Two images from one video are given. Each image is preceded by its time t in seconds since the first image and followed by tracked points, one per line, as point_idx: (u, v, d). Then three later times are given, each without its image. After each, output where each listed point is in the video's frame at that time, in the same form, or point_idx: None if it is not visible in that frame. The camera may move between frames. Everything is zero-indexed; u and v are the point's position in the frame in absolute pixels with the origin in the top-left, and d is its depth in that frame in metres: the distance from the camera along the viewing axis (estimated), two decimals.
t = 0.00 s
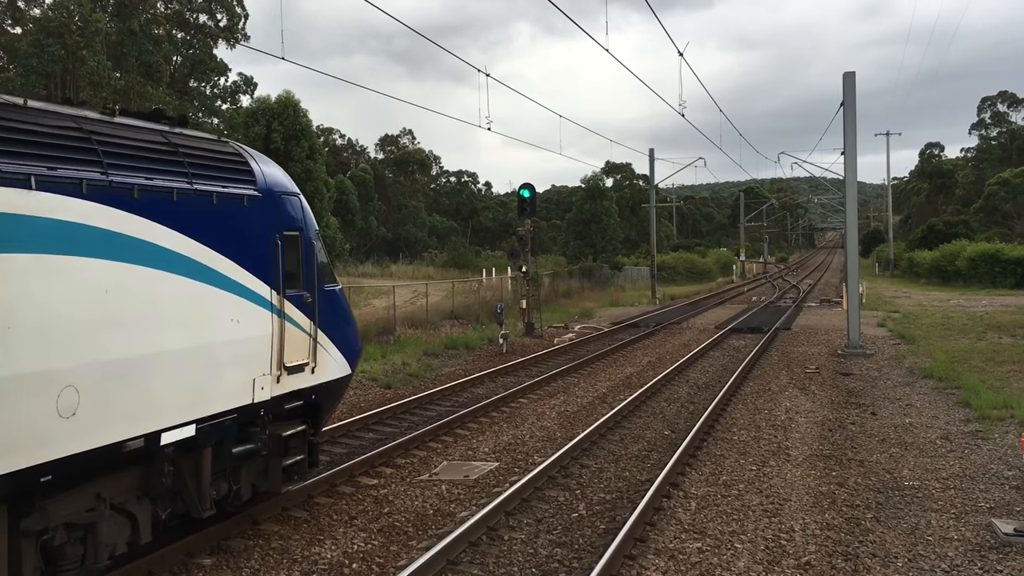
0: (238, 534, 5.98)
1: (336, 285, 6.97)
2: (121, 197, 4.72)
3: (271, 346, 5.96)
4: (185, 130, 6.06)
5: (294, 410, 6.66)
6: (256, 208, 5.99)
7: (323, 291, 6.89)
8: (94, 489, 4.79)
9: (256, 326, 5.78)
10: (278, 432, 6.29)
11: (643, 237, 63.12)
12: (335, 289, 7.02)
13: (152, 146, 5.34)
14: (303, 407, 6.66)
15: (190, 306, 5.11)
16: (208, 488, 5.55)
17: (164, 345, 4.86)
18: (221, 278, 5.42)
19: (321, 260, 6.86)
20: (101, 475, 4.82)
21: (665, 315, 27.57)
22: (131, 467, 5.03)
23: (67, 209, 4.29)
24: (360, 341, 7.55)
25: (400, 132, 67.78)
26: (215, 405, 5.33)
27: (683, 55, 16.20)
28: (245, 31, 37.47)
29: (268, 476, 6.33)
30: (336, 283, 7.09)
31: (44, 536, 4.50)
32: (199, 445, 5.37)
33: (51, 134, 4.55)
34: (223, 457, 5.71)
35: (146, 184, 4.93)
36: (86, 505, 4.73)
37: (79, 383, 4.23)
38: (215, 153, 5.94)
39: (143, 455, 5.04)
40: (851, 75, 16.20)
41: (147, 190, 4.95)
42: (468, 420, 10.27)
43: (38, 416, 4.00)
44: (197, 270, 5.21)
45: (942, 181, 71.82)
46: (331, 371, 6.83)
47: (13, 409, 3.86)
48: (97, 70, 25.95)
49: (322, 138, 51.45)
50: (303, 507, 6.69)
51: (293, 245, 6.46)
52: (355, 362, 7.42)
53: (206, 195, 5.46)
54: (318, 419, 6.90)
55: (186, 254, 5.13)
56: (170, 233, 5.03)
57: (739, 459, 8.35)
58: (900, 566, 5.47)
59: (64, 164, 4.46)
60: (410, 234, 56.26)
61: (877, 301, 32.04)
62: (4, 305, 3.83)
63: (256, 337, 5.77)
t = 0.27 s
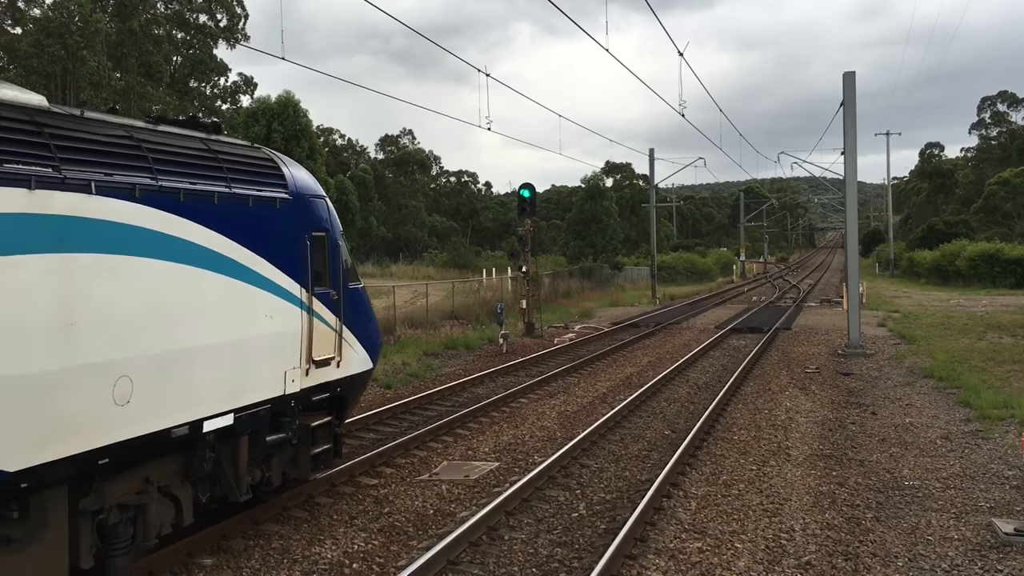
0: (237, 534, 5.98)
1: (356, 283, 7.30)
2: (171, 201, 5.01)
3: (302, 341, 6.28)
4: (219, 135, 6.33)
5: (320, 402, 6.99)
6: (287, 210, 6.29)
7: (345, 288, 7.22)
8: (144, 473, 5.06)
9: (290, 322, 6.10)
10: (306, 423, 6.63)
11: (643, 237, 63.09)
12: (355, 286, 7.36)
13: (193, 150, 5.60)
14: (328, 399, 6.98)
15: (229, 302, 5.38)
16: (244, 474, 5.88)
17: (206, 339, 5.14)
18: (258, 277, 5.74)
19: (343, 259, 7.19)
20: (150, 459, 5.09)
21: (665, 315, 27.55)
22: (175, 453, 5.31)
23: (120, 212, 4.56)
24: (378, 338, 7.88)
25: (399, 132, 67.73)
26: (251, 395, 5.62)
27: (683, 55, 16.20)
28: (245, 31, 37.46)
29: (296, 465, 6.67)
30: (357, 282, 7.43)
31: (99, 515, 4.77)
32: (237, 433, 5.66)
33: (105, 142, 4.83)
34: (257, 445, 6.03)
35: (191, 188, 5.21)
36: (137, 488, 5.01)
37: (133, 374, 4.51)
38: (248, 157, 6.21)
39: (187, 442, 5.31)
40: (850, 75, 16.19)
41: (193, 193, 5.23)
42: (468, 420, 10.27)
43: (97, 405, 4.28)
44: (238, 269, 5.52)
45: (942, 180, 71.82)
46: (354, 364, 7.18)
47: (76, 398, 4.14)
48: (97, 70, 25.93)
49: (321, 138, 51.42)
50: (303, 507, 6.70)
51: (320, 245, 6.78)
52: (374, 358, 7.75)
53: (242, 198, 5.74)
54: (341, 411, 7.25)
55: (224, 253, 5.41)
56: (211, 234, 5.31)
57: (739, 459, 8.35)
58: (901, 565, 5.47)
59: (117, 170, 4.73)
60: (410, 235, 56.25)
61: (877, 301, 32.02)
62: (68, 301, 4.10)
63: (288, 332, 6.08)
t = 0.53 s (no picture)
0: (237, 532, 5.98)
1: (378, 279, 7.71)
2: (212, 201, 5.42)
3: (328, 334, 6.71)
4: (253, 139, 6.75)
5: (344, 391, 7.43)
6: (315, 210, 6.71)
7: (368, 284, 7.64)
8: (186, 456, 5.51)
9: (316, 315, 6.53)
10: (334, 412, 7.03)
11: (642, 235, 63.05)
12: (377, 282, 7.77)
13: (231, 153, 6.01)
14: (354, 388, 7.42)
15: (261, 297, 5.80)
16: (277, 459, 6.29)
17: (241, 331, 5.56)
18: (288, 273, 6.17)
19: (366, 256, 7.60)
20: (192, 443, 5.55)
21: (665, 312, 27.55)
22: (214, 438, 5.77)
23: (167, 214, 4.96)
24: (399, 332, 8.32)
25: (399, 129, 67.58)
26: (282, 384, 6.04)
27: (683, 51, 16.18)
28: (244, 28, 37.40)
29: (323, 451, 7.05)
30: (379, 278, 7.87)
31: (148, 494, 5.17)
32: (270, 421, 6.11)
33: (154, 146, 5.24)
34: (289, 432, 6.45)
35: (230, 190, 5.62)
36: (181, 470, 5.45)
37: (177, 363, 4.94)
38: (280, 160, 6.61)
39: (225, 428, 5.77)
40: (850, 71, 16.17)
41: (232, 194, 5.65)
42: (468, 417, 10.28)
43: (148, 390, 4.71)
44: (271, 265, 5.95)
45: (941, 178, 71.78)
46: (375, 356, 7.61)
47: (129, 383, 4.56)
48: (96, 68, 25.88)
49: (321, 136, 51.32)
50: (304, 504, 6.70)
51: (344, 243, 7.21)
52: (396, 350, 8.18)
53: (274, 199, 6.15)
54: (364, 401, 7.67)
55: (257, 251, 5.82)
56: (246, 233, 5.72)
57: (738, 456, 8.35)
58: (900, 563, 5.47)
59: (166, 173, 5.14)
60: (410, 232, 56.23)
61: (877, 298, 32.00)
62: (123, 294, 4.53)
63: (315, 325, 6.51)
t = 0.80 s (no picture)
0: (237, 528, 5.98)
1: (399, 274, 8.16)
2: (250, 200, 5.85)
3: (352, 326, 7.16)
4: (284, 140, 7.18)
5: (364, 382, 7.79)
6: (341, 208, 7.17)
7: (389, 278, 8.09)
8: (225, 440, 5.94)
9: (342, 309, 6.97)
10: (358, 400, 7.50)
11: (642, 232, 63.01)
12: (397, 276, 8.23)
13: (264, 155, 6.43)
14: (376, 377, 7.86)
15: (291, 290, 6.20)
16: (307, 443, 6.73)
17: (274, 322, 5.97)
18: (318, 268, 6.61)
19: (387, 253, 8.05)
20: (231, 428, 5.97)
21: (665, 309, 27.56)
22: (250, 423, 6.18)
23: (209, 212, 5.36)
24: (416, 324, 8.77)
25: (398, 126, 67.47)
26: (310, 371, 6.45)
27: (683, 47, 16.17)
28: (244, 24, 37.30)
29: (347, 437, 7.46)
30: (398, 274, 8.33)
31: (192, 474, 5.64)
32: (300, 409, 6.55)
33: (197, 149, 5.66)
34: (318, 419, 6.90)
35: (266, 190, 6.05)
36: (220, 452, 5.88)
37: (218, 351, 5.36)
38: (309, 161, 7.03)
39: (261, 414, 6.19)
40: (850, 68, 16.16)
41: (268, 194, 6.08)
42: (467, 413, 10.29)
43: (195, 376, 5.14)
44: (302, 262, 6.39)
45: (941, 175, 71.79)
46: (396, 347, 8.08)
47: (177, 370, 4.99)
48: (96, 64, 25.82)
49: (320, 132, 51.21)
50: (303, 501, 6.70)
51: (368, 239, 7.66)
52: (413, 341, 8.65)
53: (306, 197, 6.59)
54: (385, 390, 8.11)
55: (289, 247, 6.23)
56: (280, 231, 6.14)
57: (738, 453, 8.36)
58: (899, 559, 5.48)
59: (209, 174, 5.55)
60: (410, 229, 56.17)
61: (876, 295, 32.00)
62: (171, 288, 4.94)
63: (340, 317, 6.95)
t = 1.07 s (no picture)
0: (237, 526, 5.98)
1: (419, 271, 8.56)
2: (286, 200, 6.21)
3: (376, 320, 7.55)
4: (313, 142, 7.53)
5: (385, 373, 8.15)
6: (368, 208, 7.55)
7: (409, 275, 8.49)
8: (262, 425, 6.33)
9: (366, 304, 7.35)
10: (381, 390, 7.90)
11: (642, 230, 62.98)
12: (416, 272, 8.68)
13: (297, 156, 6.77)
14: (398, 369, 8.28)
15: (321, 284, 6.58)
16: (335, 429, 7.12)
17: (306, 313, 6.34)
18: (346, 265, 6.99)
19: (409, 250, 8.44)
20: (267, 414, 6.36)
21: (665, 308, 27.54)
22: (283, 410, 6.57)
23: (251, 210, 5.73)
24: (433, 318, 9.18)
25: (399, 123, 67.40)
26: (338, 362, 6.83)
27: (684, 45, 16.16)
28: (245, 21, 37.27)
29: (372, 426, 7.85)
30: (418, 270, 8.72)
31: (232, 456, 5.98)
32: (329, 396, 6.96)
33: (239, 150, 6.00)
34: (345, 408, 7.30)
35: (301, 190, 6.41)
36: (258, 437, 6.27)
37: (258, 341, 5.72)
38: (337, 163, 7.38)
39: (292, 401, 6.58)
40: (851, 67, 16.14)
41: (302, 194, 6.45)
42: (467, 411, 10.29)
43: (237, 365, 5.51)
44: (332, 259, 6.77)
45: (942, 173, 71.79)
46: (416, 340, 8.50)
47: (222, 358, 5.35)
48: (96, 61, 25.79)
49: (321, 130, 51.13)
50: (304, 498, 6.70)
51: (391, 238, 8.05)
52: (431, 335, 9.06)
53: (335, 198, 6.97)
54: (407, 380, 8.54)
55: (320, 244, 6.60)
56: (313, 229, 6.51)
57: (738, 451, 8.36)
58: (899, 558, 5.48)
59: (251, 175, 5.91)
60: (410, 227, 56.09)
61: (877, 294, 31.97)
62: (218, 282, 5.31)
63: (365, 311, 7.34)
